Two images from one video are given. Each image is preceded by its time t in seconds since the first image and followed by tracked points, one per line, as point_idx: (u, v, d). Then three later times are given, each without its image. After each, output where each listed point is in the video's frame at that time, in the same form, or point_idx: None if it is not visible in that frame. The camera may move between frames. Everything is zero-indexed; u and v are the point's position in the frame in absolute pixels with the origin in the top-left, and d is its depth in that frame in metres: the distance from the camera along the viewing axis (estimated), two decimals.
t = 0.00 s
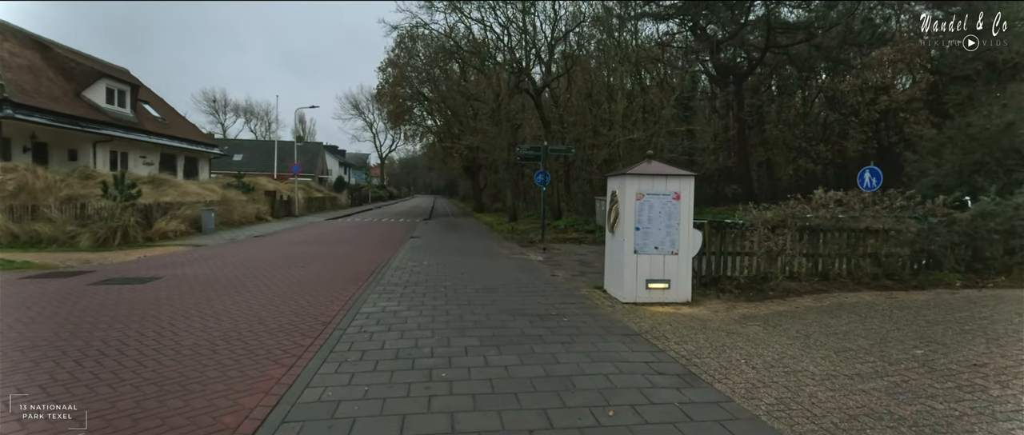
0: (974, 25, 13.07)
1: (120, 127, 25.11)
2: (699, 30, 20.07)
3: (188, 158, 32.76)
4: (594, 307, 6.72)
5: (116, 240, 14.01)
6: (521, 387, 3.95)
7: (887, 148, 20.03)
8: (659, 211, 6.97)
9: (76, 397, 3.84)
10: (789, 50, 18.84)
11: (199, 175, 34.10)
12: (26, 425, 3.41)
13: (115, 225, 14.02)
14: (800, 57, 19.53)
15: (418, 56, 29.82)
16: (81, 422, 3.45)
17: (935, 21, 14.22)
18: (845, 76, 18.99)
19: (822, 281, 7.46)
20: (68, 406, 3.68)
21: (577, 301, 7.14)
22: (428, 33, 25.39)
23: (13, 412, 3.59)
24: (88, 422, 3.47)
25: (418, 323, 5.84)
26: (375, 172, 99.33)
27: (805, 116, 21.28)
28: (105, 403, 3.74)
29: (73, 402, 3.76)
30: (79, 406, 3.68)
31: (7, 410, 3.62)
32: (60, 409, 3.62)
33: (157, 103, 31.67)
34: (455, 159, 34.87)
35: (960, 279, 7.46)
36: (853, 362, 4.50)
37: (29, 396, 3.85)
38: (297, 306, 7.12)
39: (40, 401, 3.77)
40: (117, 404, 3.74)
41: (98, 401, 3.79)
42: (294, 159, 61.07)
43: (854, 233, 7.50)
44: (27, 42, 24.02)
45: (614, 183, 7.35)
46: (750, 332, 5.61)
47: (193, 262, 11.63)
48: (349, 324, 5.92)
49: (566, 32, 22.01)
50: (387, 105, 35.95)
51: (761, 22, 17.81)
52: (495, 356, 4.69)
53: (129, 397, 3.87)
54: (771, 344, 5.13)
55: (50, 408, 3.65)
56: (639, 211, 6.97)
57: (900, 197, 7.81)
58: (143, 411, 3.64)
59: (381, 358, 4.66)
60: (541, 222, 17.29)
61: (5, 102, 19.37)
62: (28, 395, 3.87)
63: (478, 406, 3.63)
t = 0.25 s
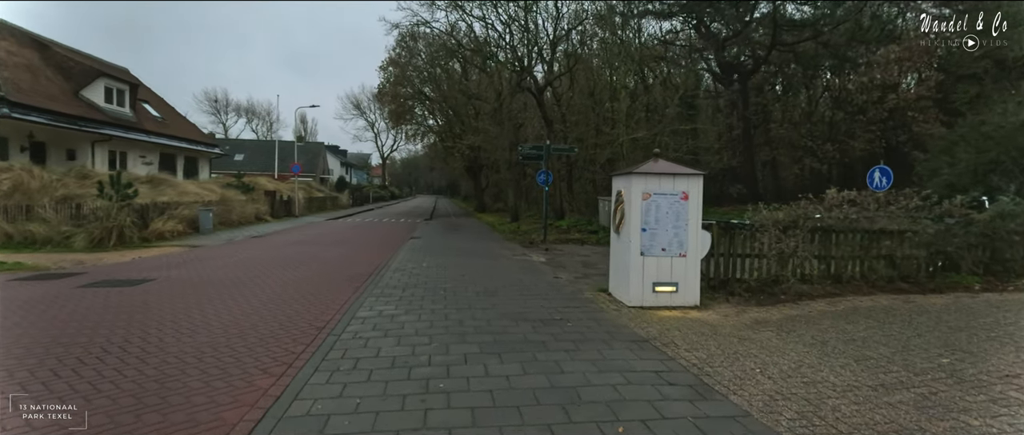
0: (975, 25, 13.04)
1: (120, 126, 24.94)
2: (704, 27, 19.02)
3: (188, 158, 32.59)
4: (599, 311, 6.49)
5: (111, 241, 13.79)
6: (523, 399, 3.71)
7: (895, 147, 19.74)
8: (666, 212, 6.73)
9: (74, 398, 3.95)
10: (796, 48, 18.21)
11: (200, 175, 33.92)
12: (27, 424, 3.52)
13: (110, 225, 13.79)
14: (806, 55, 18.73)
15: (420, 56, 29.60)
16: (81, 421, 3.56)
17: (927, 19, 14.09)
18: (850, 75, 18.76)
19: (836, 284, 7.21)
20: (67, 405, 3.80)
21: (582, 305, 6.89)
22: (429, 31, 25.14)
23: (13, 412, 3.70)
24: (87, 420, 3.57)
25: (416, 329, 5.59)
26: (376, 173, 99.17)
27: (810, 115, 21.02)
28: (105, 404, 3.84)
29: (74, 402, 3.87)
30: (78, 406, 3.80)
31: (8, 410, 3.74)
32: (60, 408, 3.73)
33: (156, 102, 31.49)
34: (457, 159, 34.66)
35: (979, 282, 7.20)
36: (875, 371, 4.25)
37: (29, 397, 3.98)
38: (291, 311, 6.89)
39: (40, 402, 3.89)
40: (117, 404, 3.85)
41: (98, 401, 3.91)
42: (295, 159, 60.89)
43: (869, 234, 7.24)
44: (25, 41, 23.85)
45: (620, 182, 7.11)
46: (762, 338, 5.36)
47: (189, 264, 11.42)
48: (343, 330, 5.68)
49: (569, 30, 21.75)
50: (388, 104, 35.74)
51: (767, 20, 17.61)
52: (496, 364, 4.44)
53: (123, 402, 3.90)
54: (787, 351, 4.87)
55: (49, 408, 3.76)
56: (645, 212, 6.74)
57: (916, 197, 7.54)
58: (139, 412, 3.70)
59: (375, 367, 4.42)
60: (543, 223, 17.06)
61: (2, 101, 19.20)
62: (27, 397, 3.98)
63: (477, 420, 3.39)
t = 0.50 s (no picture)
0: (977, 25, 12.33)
1: (119, 126, 24.76)
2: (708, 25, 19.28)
3: (188, 158, 32.43)
4: (605, 316, 6.26)
5: (107, 242, 13.54)
6: (526, 415, 3.48)
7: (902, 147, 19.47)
8: (674, 213, 6.50)
9: (72, 398, 3.92)
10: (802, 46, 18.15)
11: (200, 175, 33.74)
12: (24, 424, 3.51)
13: (107, 226, 13.54)
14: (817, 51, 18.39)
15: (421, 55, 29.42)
16: (80, 421, 3.55)
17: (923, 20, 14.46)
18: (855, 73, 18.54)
19: (849, 288, 6.96)
20: (67, 406, 3.78)
21: (587, 310, 6.64)
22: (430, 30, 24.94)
23: (12, 411, 3.69)
24: (87, 420, 3.56)
25: (414, 336, 5.36)
26: (378, 173, 99.02)
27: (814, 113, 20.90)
28: (103, 403, 3.84)
29: (73, 401, 3.85)
30: (79, 405, 3.78)
31: (6, 411, 3.70)
32: (60, 407, 3.72)
33: (156, 102, 31.34)
34: (458, 159, 34.46)
35: (999, 287, 6.94)
36: (900, 384, 4.00)
37: (28, 397, 3.95)
38: (284, 315, 6.63)
39: (40, 401, 3.87)
40: (114, 404, 3.82)
41: (99, 400, 3.90)
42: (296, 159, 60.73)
43: (884, 237, 7.00)
44: (23, 40, 23.69)
45: (626, 182, 6.88)
46: (777, 346, 5.10)
47: (184, 265, 11.18)
48: (338, 336, 5.45)
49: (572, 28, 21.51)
50: (389, 104, 35.54)
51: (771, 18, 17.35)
52: (497, 375, 4.21)
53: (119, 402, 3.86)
54: (804, 361, 4.63)
55: (48, 408, 3.74)
56: (653, 213, 6.50)
57: (932, 198, 7.29)
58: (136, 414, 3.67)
59: (370, 378, 4.19)
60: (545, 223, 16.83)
61: None
62: (27, 396, 3.97)
63: None
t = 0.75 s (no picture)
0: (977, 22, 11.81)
1: (118, 125, 24.55)
2: (711, 23, 18.72)
3: (188, 157, 32.23)
4: (612, 320, 6.03)
5: (103, 243, 13.32)
6: (533, 428, 3.25)
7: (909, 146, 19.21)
8: (684, 213, 6.27)
9: (73, 398, 3.90)
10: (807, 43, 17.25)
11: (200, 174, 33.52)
12: (26, 423, 3.48)
13: (102, 226, 13.33)
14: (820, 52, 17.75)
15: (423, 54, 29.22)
16: (82, 421, 3.51)
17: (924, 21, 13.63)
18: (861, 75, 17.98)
19: (865, 290, 6.73)
20: (68, 405, 3.76)
21: (593, 312, 6.41)
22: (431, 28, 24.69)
23: (13, 411, 3.65)
24: (88, 420, 3.53)
25: (414, 340, 5.13)
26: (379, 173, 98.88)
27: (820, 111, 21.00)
28: (104, 402, 3.81)
29: (72, 401, 3.81)
30: (79, 405, 3.74)
31: (8, 410, 3.68)
32: (60, 409, 3.68)
33: (156, 101, 31.14)
34: (460, 158, 34.24)
35: (1020, 290, 6.70)
36: (930, 394, 3.76)
37: (30, 398, 3.91)
38: (279, 318, 6.38)
39: (40, 401, 3.84)
40: (116, 403, 3.81)
41: (99, 400, 3.87)
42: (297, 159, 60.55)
43: (901, 237, 6.76)
44: (21, 39, 23.48)
45: (633, 181, 6.66)
46: (793, 352, 4.86)
47: (180, 267, 10.95)
48: (335, 341, 5.22)
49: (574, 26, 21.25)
50: (390, 103, 35.32)
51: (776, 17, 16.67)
52: (501, 384, 3.99)
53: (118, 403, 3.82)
54: (825, 368, 4.39)
55: (49, 408, 3.71)
56: (662, 212, 6.28)
57: (949, 197, 7.05)
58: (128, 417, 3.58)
59: (366, 387, 3.96)
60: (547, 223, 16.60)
61: None
62: (27, 395, 3.94)
63: None
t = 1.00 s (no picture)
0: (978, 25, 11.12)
1: (117, 124, 24.35)
2: (716, 21, 17.49)
3: (188, 157, 32.04)
4: (620, 326, 5.80)
5: (98, 244, 13.11)
6: None
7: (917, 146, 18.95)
8: (694, 215, 6.05)
9: (73, 398, 3.94)
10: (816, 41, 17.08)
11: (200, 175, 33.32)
12: (25, 424, 3.53)
13: (99, 228, 13.14)
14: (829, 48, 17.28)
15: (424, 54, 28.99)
16: (80, 421, 3.57)
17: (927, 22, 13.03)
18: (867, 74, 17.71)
19: (882, 296, 6.48)
20: (67, 406, 3.80)
21: (601, 318, 6.18)
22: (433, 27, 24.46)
23: (13, 411, 3.70)
24: (87, 420, 3.58)
25: (413, 349, 4.90)
26: (380, 173, 98.84)
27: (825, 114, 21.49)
28: (100, 403, 3.87)
29: (71, 402, 3.87)
30: (79, 405, 3.80)
31: (6, 411, 3.72)
32: (59, 409, 3.72)
33: (155, 101, 30.96)
34: (461, 159, 34.02)
35: None
36: (963, 411, 3.52)
37: (28, 399, 3.95)
38: (274, 324, 6.14)
39: (40, 402, 3.89)
40: (110, 405, 3.83)
41: (101, 400, 3.92)
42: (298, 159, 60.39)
43: (918, 240, 6.52)
44: (20, 38, 23.30)
45: (642, 181, 6.45)
46: (812, 362, 4.62)
47: (176, 269, 10.73)
48: (331, 350, 4.99)
49: (577, 25, 21.01)
50: (391, 103, 35.11)
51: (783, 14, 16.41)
52: (505, 398, 3.76)
53: (116, 406, 3.82)
54: (848, 380, 4.15)
55: (49, 408, 3.76)
56: (672, 215, 6.06)
57: (969, 198, 6.80)
58: (129, 419, 3.60)
59: (362, 401, 3.74)
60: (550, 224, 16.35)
61: None
62: (27, 395, 4.00)
63: None
